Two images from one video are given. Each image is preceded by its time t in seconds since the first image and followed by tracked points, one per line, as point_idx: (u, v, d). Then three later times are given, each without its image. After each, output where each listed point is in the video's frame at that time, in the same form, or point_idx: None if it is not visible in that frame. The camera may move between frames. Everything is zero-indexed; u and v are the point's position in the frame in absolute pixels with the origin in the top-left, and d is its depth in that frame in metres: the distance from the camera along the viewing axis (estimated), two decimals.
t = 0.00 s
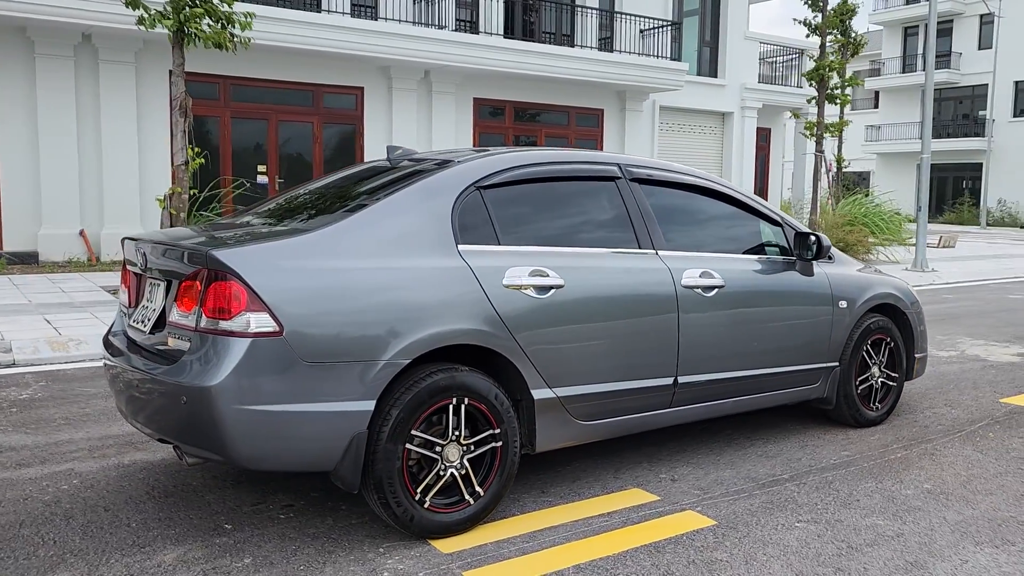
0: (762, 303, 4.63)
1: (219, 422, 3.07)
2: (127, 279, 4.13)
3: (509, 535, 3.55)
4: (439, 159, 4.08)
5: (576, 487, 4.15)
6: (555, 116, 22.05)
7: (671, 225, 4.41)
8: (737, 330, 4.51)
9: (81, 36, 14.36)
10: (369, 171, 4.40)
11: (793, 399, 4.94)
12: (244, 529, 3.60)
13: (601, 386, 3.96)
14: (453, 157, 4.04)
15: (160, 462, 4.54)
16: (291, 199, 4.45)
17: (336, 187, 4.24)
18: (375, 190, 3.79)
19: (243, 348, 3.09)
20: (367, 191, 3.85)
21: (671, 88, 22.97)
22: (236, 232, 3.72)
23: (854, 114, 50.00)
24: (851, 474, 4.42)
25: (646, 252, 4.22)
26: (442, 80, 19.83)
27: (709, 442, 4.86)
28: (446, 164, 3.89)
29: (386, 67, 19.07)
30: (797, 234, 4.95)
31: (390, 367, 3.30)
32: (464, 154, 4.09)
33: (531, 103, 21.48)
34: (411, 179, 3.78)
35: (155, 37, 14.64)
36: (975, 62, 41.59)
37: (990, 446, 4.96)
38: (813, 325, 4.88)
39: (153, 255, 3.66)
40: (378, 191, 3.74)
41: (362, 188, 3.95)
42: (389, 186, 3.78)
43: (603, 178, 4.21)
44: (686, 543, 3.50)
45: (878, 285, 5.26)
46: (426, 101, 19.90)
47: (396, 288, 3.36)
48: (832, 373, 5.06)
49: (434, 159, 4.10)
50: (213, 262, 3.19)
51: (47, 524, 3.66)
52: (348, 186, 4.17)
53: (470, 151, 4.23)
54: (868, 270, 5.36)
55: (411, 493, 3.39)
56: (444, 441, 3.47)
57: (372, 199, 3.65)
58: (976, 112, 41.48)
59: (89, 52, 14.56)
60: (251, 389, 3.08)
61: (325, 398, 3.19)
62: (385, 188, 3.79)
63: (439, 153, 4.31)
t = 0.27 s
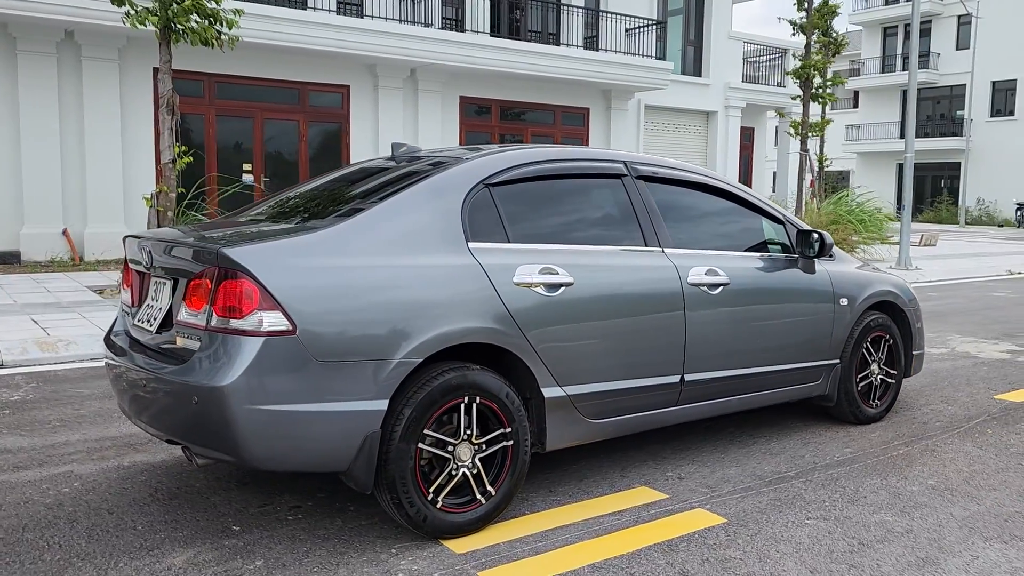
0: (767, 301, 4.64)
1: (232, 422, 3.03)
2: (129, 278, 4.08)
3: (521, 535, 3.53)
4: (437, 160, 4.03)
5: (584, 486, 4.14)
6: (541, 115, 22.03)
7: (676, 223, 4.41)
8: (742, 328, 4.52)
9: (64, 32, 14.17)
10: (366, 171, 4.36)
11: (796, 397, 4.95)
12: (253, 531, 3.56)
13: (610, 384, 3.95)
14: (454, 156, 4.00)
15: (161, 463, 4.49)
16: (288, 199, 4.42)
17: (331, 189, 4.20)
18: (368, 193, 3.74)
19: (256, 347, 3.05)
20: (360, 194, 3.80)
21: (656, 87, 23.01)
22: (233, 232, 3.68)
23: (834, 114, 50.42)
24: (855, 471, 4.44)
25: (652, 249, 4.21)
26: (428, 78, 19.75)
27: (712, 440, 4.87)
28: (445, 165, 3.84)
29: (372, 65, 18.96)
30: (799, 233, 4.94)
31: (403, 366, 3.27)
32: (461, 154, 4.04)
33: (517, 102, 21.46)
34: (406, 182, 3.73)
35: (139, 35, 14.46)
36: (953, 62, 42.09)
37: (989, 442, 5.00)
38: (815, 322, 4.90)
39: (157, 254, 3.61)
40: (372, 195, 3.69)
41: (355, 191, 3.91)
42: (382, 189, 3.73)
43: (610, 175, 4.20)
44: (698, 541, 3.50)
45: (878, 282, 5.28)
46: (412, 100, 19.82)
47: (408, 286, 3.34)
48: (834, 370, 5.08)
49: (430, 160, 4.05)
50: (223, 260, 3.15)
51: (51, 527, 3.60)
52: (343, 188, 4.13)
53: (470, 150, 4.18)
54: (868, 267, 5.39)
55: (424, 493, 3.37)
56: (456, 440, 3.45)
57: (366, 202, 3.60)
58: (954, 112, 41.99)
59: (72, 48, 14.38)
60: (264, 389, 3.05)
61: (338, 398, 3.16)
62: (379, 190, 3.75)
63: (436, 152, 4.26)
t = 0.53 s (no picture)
0: (778, 301, 4.62)
1: (251, 428, 2.96)
2: (135, 281, 4.00)
3: (540, 540, 3.48)
4: (439, 163, 3.94)
5: (598, 489, 4.10)
6: (529, 114, 21.94)
7: (689, 223, 4.37)
8: (755, 328, 4.48)
9: (48, 29, 13.96)
10: (369, 173, 4.29)
11: (806, 397, 4.93)
12: (266, 538, 3.49)
13: (627, 387, 3.90)
14: (459, 159, 3.92)
15: (166, 468, 4.40)
16: (291, 201, 4.36)
17: (333, 191, 4.13)
18: (365, 200, 3.65)
19: (275, 351, 2.98)
20: (358, 200, 3.72)
21: (643, 86, 23.00)
22: (240, 233, 3.62)
23: (817, 113, 50.71)
24: (868, 471, 4.42)
25: (666, 250, 4.17)
26: (416, 76, 19.62)
27: (722, 441, 4.84)
28: (448, 169, 3.75)
29: (360, 64, 18.82)
30: (809, 233, 4.92)
31: (423, 369, 3.21)
32: (463, 157, 3.95)
33: (506, 101, 21.36)
34: (403, 188, 3.64)
35: (125, 32, 14.26)
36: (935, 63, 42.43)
37: (998, 442, 5.00)
38: (825, 323, 4.88)
39: (166, 256, 3.53)
40: (370, 201, 3.60)
41: (353, 196, 3.82)
42: (381, 194, 3.64)
43: (624, 175, 4.16)
44: (720, 545, 3.46)
45: (885, 281, 5.27)
46: (400, 99, 19.68)
47: (427, 288, 3.28)
48: (843, 370, 5.05)
49: (431, 164, 3.96)
50: (240, 261, 3.07)
51: (58, 535, 3.51)
52: (342, 192, 4.05)
53: (475, 151, 4.10)
54: (876, 266, 5.37)
55: (443, 499, 3.30)
56: (474, 445, 3.39)
57: (368, 207, 3.51)
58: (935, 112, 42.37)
59: (57, 45, 14.18)
60: (284, 393, 2.98)
61: (358, 402, 3.09)
62: (379, 195, 3.67)
63: (439, 155, 4.17)
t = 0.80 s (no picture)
0: (792, 302, 4.58)
1: (271, 434, 2.89)
2: (144, 283, 3.91)
3: (561, 546, 3.42)
4: (443, 167, 3.84)
5: (614, 493, 4.05)
6: (519, 114, 21.85)
7: (704, 224, 4.33)
8: (769, 330, 4.45)
9: (33, 26, 13.76)
10: (372, 176, 4.20)
11: (818, 399, 4.90)
12: (281, 546, 3.42)
13: (645, 390, 3.86)
14: (465, 162, 3.82)
15: (173, 473, 4.32)
16: (294, 204, 4.29)
17: (334, 196, 4.06)
18: (364, 208, 3.56)
19: (297, 355, 2.91)
20: (357, 207, 3.63)
21: (633, 86, 22.97)
22: (250, 236, 3.56)
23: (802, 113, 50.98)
24: (883, 473, 4.40)
25: (682, 251, 4.12)
26: (406, 75, 19.50)
27: (734, 443, 4.80)
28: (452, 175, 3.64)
29: (349, 62, 18.68)
30: (822, 233, 4.91)
31: (445, 373, 3.15)
32: (466, 161, 3.84)
33: (496, 100, 21.27)
34: (401, 197, 3.53)
35: (111, 30, 14.09)
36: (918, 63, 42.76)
37: (1009, 443, 4.99)
38: (837, 325, 4.85)
39: (175, 258, 3.45)
40: (368, 210, 3.51)
41: (352, 203, 3.73)
42: (380, 203, 3.55)
43: (640, 176, 4.11)
44: (744, 550, 3.41)
45: (895, 282, 5.26)
46: (390, 97, 19.55)
47: (448, 291, 3.21)
48: (854, 372, 5.03)
49: (433, 168, 3.86)
50: (259, 264, 2.99)
51: (68, 545, 3.43)
52: (342, 197, 3.96)
53: (482, 154, 4.00)
54: (885, 267, 5.35)
55: (464, 505, 3.24)
56: (495, 450, 3.33)
57: (374, 213, 3.43)
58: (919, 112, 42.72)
59: (42, 43, 13.98)
60: (305, 398, 2.91)
61: (380, 408, 3.02)
62: (381, 201, 3.58)
63: (441, 158, 4.07)
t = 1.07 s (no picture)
0: (805, 303, 4.57)
1: (295, 438, 2.84)
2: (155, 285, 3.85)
3: (583, 550, 3.39)
4: (445, 171, 3.78)
5: (631, 495, 4.02)
6: (511, 113, 21.77)
7: (718, 223, 4.30)
8: (783, 330, 4.43)
9: (21, 24, 13.61)
10: (369, 181, 4.15)
11: (829, 399, 4.89)
12: (299, 551, 3.36)
13: (663, 392, 3.83)
14: (474, 165, 3.75)
15: (182, 478, 4.26)
16: (292, 209, 4.24)
17: (331, 202, 4.00)
18: (365, 214, 3.51)
19: (320, 359, 2.86)
20: (357, 213, 3.57)
21: (624, 86, 22.94)
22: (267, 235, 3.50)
23: (790, 113, 51.18)
24: (897, 474, 4.39)
25: (697, 251, 4.10)
26: (398, 75, 19.37)
27: (746, 444, 4.78)
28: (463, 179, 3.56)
29: (341, 61, 18.55)
30: (832, 233, 4.91)
31: (468, 376, 3.11)
32: (470, 164, 3.78)
33: (487, 100, 21.18)
34: (403, 203, 3.46)
35: (101, 28, 13.96)
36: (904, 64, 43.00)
37: (1018, 443, 5.00)
38: (849, 325, 4.84)
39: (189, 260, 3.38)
40: (370, 216, 3.45)
41: (352, 209, 3.68)
42: (380, 210, 3.49)
43: (655, 176, 4.08)
44: (766, 552, 3.39)
45: (903, 281, 5.25)
46: (382, 97, 19.42)
47: (471, 292, 3.17)
48: (865, 372, 5.02)
49: (432, 173, 3.80)
50: (280, 266, 2.94)
51: (80, 551, 3.36)
52: (342, 202, 3.91)
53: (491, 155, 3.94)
54: (894, 267, 5.34)
55: (487, 509, 3.20)
56: (517, 453, 3.30)
57: (381, 217, 3.37)
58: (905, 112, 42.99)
59: (31, 41, 13.82)
60: (331, 403, 2.86)
61: (405, 411, 2.98)
62: (383, 207, 3.53)
63: (442, 162, 4.01)
